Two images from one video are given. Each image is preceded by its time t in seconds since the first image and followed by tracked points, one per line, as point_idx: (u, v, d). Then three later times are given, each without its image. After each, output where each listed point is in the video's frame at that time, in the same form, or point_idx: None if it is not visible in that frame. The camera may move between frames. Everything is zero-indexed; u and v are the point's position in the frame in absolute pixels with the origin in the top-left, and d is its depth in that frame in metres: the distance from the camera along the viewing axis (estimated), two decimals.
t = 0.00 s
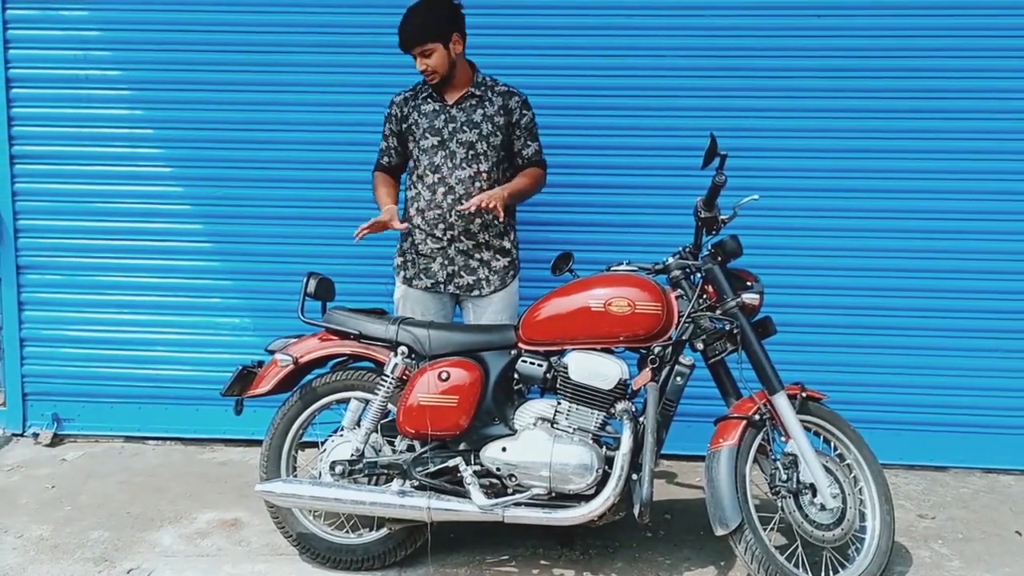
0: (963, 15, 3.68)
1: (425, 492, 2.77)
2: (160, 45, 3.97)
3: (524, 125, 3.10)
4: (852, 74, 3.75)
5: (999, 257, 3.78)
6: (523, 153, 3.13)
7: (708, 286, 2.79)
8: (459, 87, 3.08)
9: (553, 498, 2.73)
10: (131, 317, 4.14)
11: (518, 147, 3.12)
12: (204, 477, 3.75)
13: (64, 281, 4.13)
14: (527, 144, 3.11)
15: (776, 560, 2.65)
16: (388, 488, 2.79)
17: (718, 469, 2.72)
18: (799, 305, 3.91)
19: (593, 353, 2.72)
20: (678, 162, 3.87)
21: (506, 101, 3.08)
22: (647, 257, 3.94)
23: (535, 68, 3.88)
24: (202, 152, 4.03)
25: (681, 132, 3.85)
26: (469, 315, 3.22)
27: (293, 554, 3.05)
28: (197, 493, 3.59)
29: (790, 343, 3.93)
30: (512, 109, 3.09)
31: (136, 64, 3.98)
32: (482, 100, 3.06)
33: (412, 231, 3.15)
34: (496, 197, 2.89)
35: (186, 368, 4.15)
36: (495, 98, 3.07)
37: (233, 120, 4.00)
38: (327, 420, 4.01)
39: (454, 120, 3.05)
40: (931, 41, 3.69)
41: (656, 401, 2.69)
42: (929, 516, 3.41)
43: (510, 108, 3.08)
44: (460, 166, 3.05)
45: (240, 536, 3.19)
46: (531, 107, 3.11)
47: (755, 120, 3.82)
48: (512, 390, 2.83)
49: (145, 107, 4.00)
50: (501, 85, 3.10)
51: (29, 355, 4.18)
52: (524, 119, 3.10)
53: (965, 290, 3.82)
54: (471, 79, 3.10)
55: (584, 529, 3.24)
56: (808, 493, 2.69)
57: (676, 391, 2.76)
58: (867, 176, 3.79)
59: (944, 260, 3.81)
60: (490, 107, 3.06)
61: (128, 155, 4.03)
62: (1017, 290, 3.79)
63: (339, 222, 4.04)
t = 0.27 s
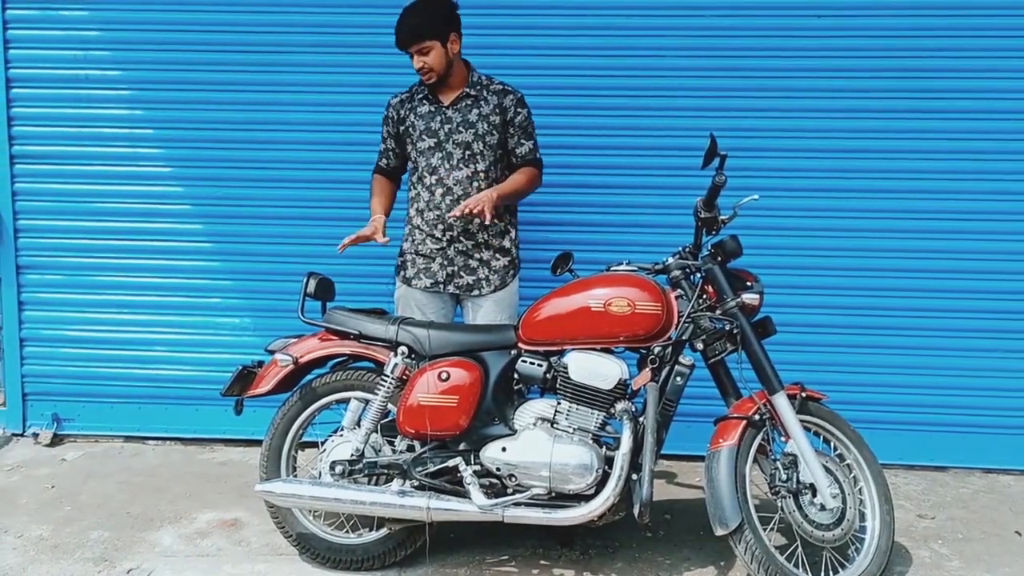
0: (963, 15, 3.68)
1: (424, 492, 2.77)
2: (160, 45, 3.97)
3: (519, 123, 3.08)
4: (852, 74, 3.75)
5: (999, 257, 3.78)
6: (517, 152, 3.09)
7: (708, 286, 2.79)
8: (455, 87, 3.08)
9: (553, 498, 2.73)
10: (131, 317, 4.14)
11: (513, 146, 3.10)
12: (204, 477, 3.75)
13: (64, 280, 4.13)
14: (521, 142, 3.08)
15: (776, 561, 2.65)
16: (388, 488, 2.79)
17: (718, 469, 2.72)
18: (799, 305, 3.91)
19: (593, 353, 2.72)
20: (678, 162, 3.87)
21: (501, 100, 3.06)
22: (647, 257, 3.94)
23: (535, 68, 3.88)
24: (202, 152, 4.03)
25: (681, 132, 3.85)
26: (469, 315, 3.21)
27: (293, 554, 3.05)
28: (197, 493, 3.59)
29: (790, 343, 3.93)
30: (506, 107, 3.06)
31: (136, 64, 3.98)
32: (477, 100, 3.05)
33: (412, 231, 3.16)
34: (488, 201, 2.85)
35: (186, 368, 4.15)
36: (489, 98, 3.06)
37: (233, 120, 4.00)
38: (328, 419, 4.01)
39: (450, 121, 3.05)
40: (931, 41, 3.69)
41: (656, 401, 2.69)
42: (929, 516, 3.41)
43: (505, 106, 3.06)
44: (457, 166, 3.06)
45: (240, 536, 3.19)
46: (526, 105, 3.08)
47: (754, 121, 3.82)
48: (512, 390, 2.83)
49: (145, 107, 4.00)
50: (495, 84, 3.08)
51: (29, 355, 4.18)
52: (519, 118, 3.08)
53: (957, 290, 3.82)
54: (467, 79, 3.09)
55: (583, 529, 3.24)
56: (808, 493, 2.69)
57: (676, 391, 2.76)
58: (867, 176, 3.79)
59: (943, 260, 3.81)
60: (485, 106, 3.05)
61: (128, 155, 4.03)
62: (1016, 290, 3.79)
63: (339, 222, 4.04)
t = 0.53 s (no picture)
0: (963, 16, 3.68)
1: (425, 492, 2.77)
2: (160, 45, 3.97)
3: (524, 123, 3.11)
4: (852, 74, 3.75)
5: (999, 257, 3.78)
6: (523, 151, 3.13)
7: (708, 286, 2.79)
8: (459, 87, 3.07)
9: (553, 498, 2.73)
10: (132, 317, 4.14)
11: (518, 145, 3.13)
12: (204, 477, 3.75)
13: (64, 280, 4.13)
14: (527, 141, 3.12)
15: (776, 561, 2.65)
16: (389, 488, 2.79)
17: (718, 469, 2.72)
18: (799, 305, 3.91)
19: (593, 353, 2.72)
20: (678, 163, 3.87)
21: (505, 100, 3.08)
22: (647, 257, 3.94)
23: (535, 68, 3.88)
24: (202, 152, 4.03)
25: (681, 133, 3.85)
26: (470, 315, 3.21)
27: (293, 554, 3.05)
28: (197, 493, 3.59)
29: (790, 343, 3.93)
30: (511, 107, 3.08)
31: (136, 64, 3.98)
32: (481, 100, 3.06)
33: (414, 231, 3.15)
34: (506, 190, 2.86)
35: (187, 368, 4.15)
36: (493, 98, 3.07)
37: (234, 121, 4.00)
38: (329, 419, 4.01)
39: (454, 121, 3.05)
40: (931, 41, 3.69)
41: (656, 401, 2.69)
42: (929, 516, 3.41)
43: (510, 106, 3.08)
44: (461, 166, 3.05)
45: (240, 536, 3.19)
46: (529, 105, 3.11)
47: (755, 121, 3.82)
48: (512, 390, 2.83)
49: (146, 107, 4.00)
50: (499, 84, 3.10)
51: (30, 355, 4.18)
52: (524, 117, 3.11)
53: (947, 290, 3.82)
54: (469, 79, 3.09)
55: (584, 529, 3.24)
56: (808, 494, 2.69)
57: (677, 391, 2.76)
58: (867, 176, 3.79)
59: (943, 260, 3.81)
60: (489, 106, 3.05)
61: (128, 155, 4.03)
62: (1017, 290, 3.79)
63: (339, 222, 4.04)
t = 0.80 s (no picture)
0: (963, 16, 3.68)
1: (425, 492, 2.78)
2: (161, 45, 3.97)
3: (526, 125, 3.13)
4: (852, 74, 3.75)
5: (999, 257, 3.79)
6: (526, 152, 3.15)
7: (708, 286, 2.80)
8: (463, 88, 3.08)
9: (554, 498, 2.73)
10: (132, 317, 4.14)
11: (521, 146, 3.14)
12: (204, 477, 3.76)
13: (65, 280, 4.13)
14: (529, 142, 3.14)
15: (777, 561, 2.65)
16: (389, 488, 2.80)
17: (719, 469, 2.72)
18: (799, 305, 3.92)
19: (594, 353, 2.72)
20: (678, 163, 3.88)
21: (508, 101, 3.09)
22: (648, 257, 3.95)
23: (535, 68, 3.88)
24: (203, 152, 4.03)
25: (682, 133, 3.86)
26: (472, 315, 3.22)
27: (294, 554, 3.06)
28: (198, 493, 3.59)
29: (790, 343, 3.93)
30: (514, 109, 3.10)
31: (137, 64, 3.99)
32: (485, 101, 3.06)
33: (417, 232, 3.15)
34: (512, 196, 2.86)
35: (187, 368, 4.16)
36: (497, 99, 3.08)
37: (234, 120, 4.00)
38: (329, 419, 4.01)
39: (458, 121, 3.05)
40: (931, 41, 3.69)
41: (656, 401, 2.69)
42: (929, 516, 3.41)
43: (513, 108, 3.10)
44: (465, 167, 3.05)
45: (241, 536, 3.19)
46: (531, 107, 3.13)
47: (755, 121, 3.82)
48: (512, 390, 2.83)
49: (146, 107, 4.01)
50: (502, 85, 3.11)
51: (30, 355, 4.18)
52: (527, 119, 3.13)
53: (949, 290, 3.82)
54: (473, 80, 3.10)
55: (584, 529, 3.24)
56: (809, 493, 2.69)
57: (677, 391, 2.76)
58: (867, 176, 3.80)
59: (943, 260, 3.81)
60: (492, 107, 3.06)
61: (129, 155, 4.04)
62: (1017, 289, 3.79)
63: (339, 222, 4.04)
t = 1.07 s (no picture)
0: (963, 16, 3.68)
1: (425, 492, 2.77)
2: (161, 45, 3.97)
3: (527, 125, 3.14)
4: (853, 74, 3.75)
5: (999, 257, 3.79)
6: (526, 152, 3.16)
7: (708, 286, 2.79)
8: (464, 88, 3.08)
9: (554, 497, 2.73)
10: (132, 317, 4.14)
11: (521, 147, 3.15)
12: (204, 477, 3.75)
13: (65, 280, 4.13)
14: (529, 143, 3.15)
15: (776, 560, 2.65)
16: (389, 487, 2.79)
17: (719, 469, 2.72)
18: (799, 305, 3.91)
19: (594, 353, 2.72)
20: (678, 162, 3.88)
21: (509, 101, 3.10)
22: (648, 257, 3.94)
23: (535, 68, 3.88)
24: (203, 152, 4.03)
25: (682, 132, 3.85)
26: (473, 315, 3.21)
27: (294, 554, 3.05)
28: (198, 492, 3.59)
29: (790, 343, 3.93)
30: (514, 109, 3.11)
31: (137, 64, 3.99)
32: (486, 101, 3.07)
33: (417, 231, 3.14)
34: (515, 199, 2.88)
35: (187, 368, 4.15)
36: (498, 99, 3.08)
37: (234, 120, 4.00)
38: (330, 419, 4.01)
39: (460, 121, 3.05)
40: (931, 41, 3.69)
41: (657, 401, 2.69)
42: (929, 516, 3.41)
43: (514, 108, 3.10)
44: (466, 167, 3.05)
45: (241, 535, 3.19)
46: (531, 107, 3.14)
47: (756, 120, 3.82)
48: (512, 390, 2.83)
49: (146, 106, 4.01)
50: (503, 85, 3.11)
51: (30, 354, 4.18)
52: (528, 119, 3.14)
53: (963, 290, 3.82)
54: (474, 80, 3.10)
55: (584, 528, 3.24)
56: (808, 493, 2.69)
57: (677, 391, 2.76)
58: (867, 176, 3.79)
59: (943, 260, 3.81)
60: (494, 107, 3.07)
61: (129, 154, 4.04)
62: (1017, 289, 3.79)
63: (339, 222, 4.04)
